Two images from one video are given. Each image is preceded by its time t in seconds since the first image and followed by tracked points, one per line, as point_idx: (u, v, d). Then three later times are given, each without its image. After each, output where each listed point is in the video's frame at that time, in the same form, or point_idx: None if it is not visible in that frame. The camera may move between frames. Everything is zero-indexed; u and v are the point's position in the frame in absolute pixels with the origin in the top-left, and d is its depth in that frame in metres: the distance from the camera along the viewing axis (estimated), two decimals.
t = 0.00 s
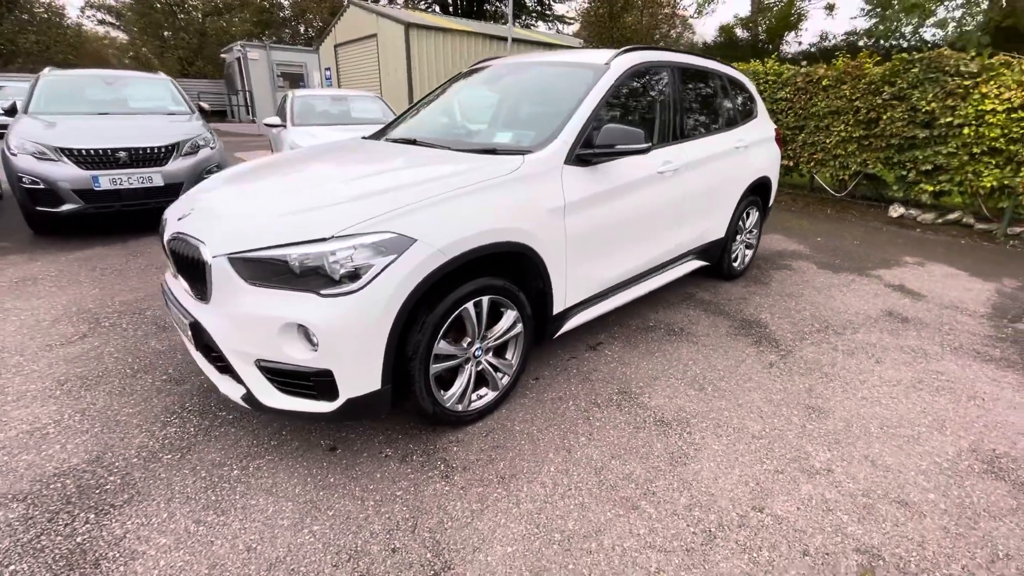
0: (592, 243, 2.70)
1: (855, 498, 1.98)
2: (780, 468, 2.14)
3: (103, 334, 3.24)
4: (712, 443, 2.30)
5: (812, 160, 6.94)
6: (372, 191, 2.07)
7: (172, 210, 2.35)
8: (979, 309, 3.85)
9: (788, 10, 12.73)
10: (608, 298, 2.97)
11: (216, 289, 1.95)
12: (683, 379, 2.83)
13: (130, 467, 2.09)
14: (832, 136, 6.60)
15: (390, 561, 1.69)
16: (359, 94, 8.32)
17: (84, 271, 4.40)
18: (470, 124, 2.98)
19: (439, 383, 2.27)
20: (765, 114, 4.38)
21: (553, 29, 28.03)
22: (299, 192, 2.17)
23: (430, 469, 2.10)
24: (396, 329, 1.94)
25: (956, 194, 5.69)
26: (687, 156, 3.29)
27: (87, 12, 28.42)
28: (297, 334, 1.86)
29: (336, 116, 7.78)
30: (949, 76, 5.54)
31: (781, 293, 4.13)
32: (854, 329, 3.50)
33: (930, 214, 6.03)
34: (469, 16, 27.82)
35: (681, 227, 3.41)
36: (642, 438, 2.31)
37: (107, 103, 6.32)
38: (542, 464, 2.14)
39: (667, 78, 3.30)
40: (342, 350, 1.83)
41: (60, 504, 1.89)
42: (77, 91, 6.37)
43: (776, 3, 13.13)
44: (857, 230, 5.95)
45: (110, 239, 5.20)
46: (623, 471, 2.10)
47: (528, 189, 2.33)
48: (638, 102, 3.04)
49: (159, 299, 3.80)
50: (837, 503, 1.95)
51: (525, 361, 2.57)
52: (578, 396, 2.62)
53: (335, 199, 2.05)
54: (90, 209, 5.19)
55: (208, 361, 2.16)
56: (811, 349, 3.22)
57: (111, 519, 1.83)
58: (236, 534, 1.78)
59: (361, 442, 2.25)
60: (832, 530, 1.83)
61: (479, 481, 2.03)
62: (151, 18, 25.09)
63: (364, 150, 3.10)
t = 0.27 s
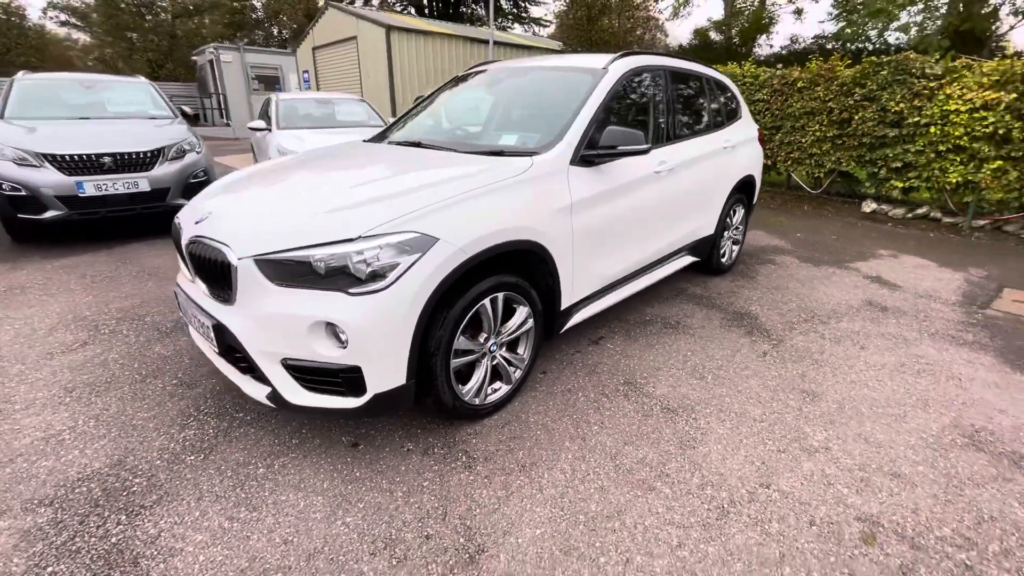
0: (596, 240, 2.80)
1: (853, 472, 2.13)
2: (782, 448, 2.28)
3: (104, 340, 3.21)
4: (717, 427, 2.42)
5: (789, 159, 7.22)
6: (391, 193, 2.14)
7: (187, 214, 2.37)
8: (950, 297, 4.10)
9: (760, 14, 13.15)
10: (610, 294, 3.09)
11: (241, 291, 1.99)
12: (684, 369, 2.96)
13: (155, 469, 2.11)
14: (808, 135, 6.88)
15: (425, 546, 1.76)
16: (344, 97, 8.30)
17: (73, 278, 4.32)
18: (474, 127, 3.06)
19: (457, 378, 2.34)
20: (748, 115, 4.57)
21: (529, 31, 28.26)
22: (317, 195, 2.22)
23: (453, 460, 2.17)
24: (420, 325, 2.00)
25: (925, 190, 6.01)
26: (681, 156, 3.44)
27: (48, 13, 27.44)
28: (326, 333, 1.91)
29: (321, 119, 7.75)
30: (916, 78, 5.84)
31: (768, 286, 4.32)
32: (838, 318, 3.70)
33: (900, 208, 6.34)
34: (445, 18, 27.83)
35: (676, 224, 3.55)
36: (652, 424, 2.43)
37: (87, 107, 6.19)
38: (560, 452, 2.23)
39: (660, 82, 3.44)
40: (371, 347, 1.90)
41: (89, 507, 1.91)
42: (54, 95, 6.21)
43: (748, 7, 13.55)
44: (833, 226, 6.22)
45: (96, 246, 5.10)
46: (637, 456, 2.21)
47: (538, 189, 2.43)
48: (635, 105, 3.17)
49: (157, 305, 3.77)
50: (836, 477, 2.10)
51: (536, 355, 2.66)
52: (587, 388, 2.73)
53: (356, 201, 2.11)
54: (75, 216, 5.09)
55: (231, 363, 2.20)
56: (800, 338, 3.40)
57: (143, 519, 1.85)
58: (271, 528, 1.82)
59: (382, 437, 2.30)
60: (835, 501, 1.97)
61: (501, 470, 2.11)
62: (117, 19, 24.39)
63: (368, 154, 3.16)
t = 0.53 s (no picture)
0: (598, 239, 2.94)
1: (845, 450, 2.30)
2: (779, 430, 2.44)
3: (109, 347, 3.21)
4: (718, 413, 2.57)
5: (768, 159, 7.50)
6: (409, 196, 2.23)
7: (204, 220, 2.42)
8: (923, 289, 4.36)
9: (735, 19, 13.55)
10: (610, 291, 3.22)
11: (268, 293, 2.05)
12: (682, 360, 3.11)
13: (181, 469, 2.15)
14: (785, 137, 7.17)
15: (456, 531, 1.85)
16: (330, 101, 8.30)
17: (65, 286, 4.26)
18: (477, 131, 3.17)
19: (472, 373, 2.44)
20: (731, 118, 4.78)
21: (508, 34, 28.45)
22: (336, 199, 2.30)
23: (473, 451, 2.27)
24: (441, 322, 2.10)
25: (895, 188, 6.32)
26: (673, 158, 3.60)
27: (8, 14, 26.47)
28: (353, 332, 2.00)
29: (308, 123, 7.74)
30: (885, 82, 6.16)
31: (754, 281, 4.52)
32: (822, 310, 3.90)
33: (873, 206, 6.64)
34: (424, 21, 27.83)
35: (669, 223, 3.71)
36: (657, 413, 2.56)
37: (68, 112, 6.08)
38: (574, 440, 2.35)
39: (652, 87, 3.60)
40: (397, 344, 1.98)
41: (121, 507, 1.95)
42: (33, 100, 6.08)
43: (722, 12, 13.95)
44: (811, 223, 6.50)
45: (85, 253, 5.03)
46: (646, 442, 2.34)
47: (546, 191, 2.55)
48: (630, 109, 3.32)
49: (158, 312, 3.76)
50: (830, 455, 2.26)
51: (544, 351, 2.77)
52: (592, 380, 2.85)
53: (376, 205, 2.19)
54: (62, 223, 5.01)
55: (254, 363, 2.26)
56: (788, 329, 3.59)
57: (177, 517, 1.90)
58: (305, 520, 1.89)
59: (401, 432, 2.39)
60: (831, 476, 2.13)
61: (520, 459, 2.22)
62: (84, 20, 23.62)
63: (373, 159, 3.24)
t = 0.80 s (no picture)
0: (597, 238, 3.00)
1: (839, 435, 2.41)
2: (777, 419, 2.54)
3: (102, 355, 3.14)
4: (718, 404, 2.66)
5: (747, 159, 7.71)
6: (417, 197, 2.26)
7: (208, 223, 2.41)
8: (899, 282, 4.56)
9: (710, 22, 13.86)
10: (607, 288, 3.30)
11: (280, 295, 2.05)
12: (679, 354, 3.20)
13: (192, 474, 2.13)
14: (763, 137, 7.39)
15: (475, 524, 1.89)
16: (313, 104, 8.22)
17: (47, 294, 4.14)
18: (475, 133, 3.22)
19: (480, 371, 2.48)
20: (715, 119, 4.92)
21: (486, 37, 28.51)
22: (343, 201, 2.31)
23: (484, 447, 2.30)
24: (453, 320, 2.13)
25: (868, 186, 6.57)
26: (664, 159, 3.70)
27: None
28: (367, 332, 2.01)
29: (291, 126, 7.65)
30: (857, 84, 6.41)
31: (741, 277, 4.66)
32: (807, 304, 4.05)
33: (848, 204, 6.88)
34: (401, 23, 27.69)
35: (661, 221, 3.81)
36: (660, 405, 2.64)
37: (43, 115, 5.90)
38: (581, 434, 2.41)
39: (643, 90, 3.70)
40: (413, 343, 2.01)
41: (134, 514, 1.92)
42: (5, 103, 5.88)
43: (698, 16, 14.27)
44: (790, 220, 6.71)
45: (66, 260, 4.89)
46: (652, 433, 2.41)
47: (548, 191, 2.60)
48: (624, 111, 3.40)
49: (148, 319, 3.69)
50: (826, 440, 2.37)
51: (548, 348, 2.82)
52: (594, 376, 2.92)
53: (385, 206, 2.22)
54: (40, 230, 4.86)
55: (263, 366, 2.25)
56: (776, 322, 3.72)
57: (193, 521, 1.89)
58: (325, 520, 1.90)
59: (411, 431, 2.41)
60: (829, 460, 2.23)
61: (531, 453, 2.27)
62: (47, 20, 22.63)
63: (370, 161, 3.25)
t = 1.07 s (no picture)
0: (601, 236, 3.04)
1: (842, 423, 2.49)
2: (782, 409, 2.61)
3: (94, 363, 3.04)
4: (724, 397, 2.73)
5: (730, 159, 7.89)
6: (430, 197, 2.26)
7: (214, 224, 2.36)
8: (882, 275, 4.74)
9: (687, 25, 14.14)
10: (609, 286, 3.34)
11: (295, 296, 2.03)
12: (681, 349, 3.26)
13: (205, 481, 2.08)
14: (745, 137, 7.57)
15: (501, 521, 1.90)
16: (296, 105, 8.08)
17: (27, 301, 3.97)
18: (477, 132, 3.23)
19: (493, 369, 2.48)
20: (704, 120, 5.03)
21: (464, 38, 28.47)
22: (355, 201, 2.29)
23: (501, 445, 2.31)
24: (471, 319, 2.13)
25: (847, 184, 6.79)
26: (660, 158, 3.77)
27: None
28: (386, 332, 2.00)
29: (274, 127, 7.51)
30: (834, 86, 6.62)
31: (732, 274, 4.77)
32: (797, 298, 4.18)
33: (828, 201, 7.09)
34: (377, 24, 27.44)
35: (657, 220, 3.88)
36: (668, 399, 2.69)
37: (14, 116, 5.67)
38: (595, 429, 2.44)
39: (639, 91, 3.77)
40: (432, 342, 2.01)
41: (149, 524, 1.87)
42: None
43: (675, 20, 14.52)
44: (773, 218, 6.89)
45: (44, 267, 4.71)
46: (663, 427, 2.46)
47: (556, 190, 2.63)
48: (622, 111, 3.46)
49: (139, 325, 3.58)
50: (831, 428, 2.45)
51: (556, 346, 2.84)
52: (601, 372, 2.96)
53: (399, 206, 2.21)
54: (16, 235, 4.67)
55: (276, 369, 2.22)
56: (771, 317, 3.82)
57: (213, 529, 1.85)
58: (348, 522, 1.89)
59: (425, 431, 2.40)
60: (836, 447, 2.31)
61: (548, 450, 2.29)
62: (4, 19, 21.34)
63: (372, 162, 3.23)
